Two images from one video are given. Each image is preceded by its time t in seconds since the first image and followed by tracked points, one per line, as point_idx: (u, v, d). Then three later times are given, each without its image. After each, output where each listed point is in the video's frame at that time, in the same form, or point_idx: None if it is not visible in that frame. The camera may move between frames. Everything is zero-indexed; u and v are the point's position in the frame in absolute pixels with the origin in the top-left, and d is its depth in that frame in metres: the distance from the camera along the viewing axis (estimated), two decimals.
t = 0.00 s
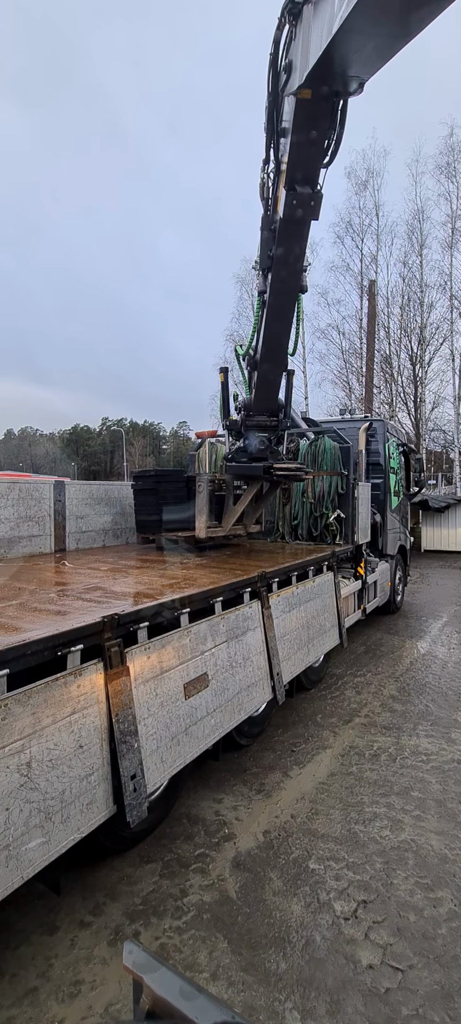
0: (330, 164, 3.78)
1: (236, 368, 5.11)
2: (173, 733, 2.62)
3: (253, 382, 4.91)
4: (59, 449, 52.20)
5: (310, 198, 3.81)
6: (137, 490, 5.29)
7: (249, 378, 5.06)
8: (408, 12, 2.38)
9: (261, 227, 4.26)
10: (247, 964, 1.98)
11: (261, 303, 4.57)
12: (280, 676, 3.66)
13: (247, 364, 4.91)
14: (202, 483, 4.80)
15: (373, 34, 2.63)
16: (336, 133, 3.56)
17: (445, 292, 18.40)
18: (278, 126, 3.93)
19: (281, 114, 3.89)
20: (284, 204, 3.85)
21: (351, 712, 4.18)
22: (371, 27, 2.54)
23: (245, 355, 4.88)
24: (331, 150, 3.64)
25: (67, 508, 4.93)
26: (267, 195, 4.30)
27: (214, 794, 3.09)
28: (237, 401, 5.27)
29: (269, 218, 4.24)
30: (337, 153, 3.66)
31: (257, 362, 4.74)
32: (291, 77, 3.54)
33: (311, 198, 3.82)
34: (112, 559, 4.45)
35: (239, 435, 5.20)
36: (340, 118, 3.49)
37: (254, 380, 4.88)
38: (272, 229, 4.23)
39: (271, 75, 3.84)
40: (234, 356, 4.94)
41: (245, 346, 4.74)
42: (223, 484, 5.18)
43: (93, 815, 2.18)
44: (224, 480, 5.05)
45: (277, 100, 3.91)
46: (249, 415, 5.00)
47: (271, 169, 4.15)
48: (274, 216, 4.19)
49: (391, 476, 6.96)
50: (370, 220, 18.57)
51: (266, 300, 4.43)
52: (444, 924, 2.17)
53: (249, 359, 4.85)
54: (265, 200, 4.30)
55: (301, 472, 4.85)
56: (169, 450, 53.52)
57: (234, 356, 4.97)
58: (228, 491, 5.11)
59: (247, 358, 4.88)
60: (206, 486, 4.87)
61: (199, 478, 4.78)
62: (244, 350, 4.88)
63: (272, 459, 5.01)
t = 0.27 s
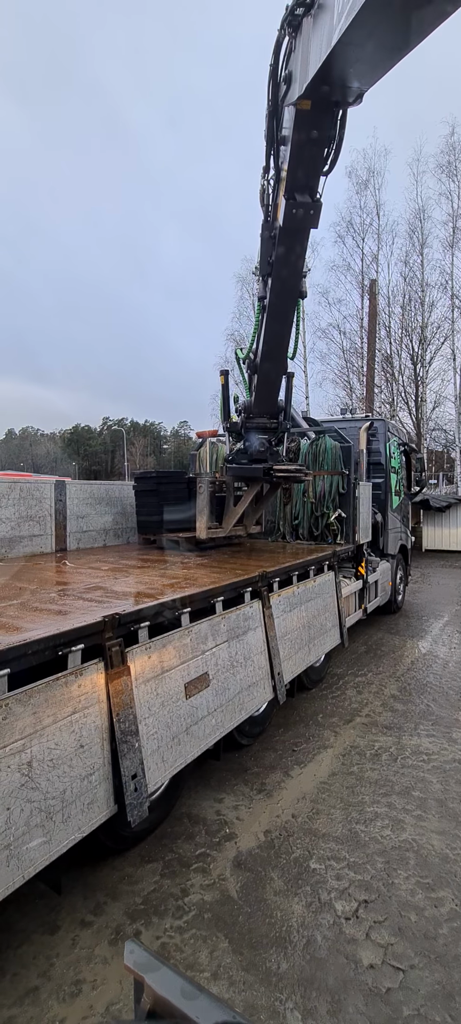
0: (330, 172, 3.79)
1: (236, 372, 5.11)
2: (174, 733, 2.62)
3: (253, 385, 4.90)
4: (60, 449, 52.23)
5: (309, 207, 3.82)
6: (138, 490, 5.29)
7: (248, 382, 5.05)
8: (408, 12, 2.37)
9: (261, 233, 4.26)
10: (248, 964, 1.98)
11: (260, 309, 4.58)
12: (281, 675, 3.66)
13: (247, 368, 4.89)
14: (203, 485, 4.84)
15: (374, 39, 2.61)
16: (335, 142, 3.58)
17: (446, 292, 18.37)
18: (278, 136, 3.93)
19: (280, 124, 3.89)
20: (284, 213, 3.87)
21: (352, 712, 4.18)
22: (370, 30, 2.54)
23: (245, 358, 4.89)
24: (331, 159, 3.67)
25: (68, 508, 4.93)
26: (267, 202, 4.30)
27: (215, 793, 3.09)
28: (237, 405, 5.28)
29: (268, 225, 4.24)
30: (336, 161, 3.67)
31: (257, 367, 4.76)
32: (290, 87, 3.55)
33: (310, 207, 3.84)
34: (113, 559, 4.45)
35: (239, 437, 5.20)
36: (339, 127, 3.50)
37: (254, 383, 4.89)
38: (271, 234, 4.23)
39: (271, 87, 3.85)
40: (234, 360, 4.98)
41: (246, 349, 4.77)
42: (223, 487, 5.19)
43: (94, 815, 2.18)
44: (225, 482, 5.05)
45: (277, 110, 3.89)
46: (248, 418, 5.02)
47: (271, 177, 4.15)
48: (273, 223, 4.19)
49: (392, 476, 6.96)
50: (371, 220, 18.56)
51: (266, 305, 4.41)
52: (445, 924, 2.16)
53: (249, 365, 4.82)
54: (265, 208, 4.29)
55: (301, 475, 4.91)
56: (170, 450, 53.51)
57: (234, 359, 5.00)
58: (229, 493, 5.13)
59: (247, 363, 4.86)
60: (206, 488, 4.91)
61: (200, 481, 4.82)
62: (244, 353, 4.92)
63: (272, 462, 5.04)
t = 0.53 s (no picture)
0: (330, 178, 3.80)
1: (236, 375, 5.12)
2: (174, 733, 2.62)
3: (253, 388, 4.92)
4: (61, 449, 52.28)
5: (309, 213, 3.86)
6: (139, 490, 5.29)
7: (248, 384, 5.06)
8: (408, 12, 2.37)
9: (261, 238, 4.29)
10: (249, 963, 1.98)
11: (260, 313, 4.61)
12: (282, 675, 3.66)
13: (248, 371, 4.89)
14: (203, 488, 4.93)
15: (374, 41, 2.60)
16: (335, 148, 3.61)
17: (447, 292, 18.36)
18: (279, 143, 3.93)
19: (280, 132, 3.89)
20: (283, 219, 3.90)
21: (353, 712, 4.18)
22: (370, 31, 2.54)
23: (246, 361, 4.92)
24: (331, 165, 3.70)
25: (69, 508, 4.94)
26: (268, 207, 4.30)
27: (215, 793, 3.09)
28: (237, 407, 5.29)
29: (268, 230, 4.25)
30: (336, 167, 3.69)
31: (257, 369, 4.78)
32: (291, 96, 3.56)
33: (310, 214, 3.88)
34: (114, 559, 4.45)
35: (239, 439, 5.19)
36: (339, 134, 3.52)
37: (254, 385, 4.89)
38: (271, 239, 4.24)
39: (272, 95, 3.85)
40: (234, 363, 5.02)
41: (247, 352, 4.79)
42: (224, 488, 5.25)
43: (94, 814, 2.18)
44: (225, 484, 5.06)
45: (277, 117, 3.89)
46: (249, 419, 5.03)
47: (271, 183, 4.16)
48: (273, 228, 4.20)
49: (393, 476, 6.95)
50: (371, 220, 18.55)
51: (266, 309, 4.44)
52: (446, 924, 2.16)
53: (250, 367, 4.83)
54: (265, 214, 4.30)
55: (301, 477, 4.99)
56: (171, 450, 53.46)
57: (235, 362, 5.04)
58: (229, 495, 5.23)
59: (247, 366, 4.87)
60: (207, 490, 4.99)
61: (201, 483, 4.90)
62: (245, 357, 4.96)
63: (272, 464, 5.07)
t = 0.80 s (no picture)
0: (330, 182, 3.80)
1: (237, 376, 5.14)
2: (176, 733, 2.62)
3: (254, 389, 4.93)
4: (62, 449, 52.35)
5: (310, 215, 3.87)
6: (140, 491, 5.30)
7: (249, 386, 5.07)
8: (409, 12, 2.37)
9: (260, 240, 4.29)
10: (250, 963, 1.98)
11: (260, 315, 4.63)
12: (283, 675, 3.67)
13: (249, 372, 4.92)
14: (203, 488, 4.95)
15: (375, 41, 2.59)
16: (336, 152, 3.60)
17: (448, 292, 18.34)
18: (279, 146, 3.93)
19: (280, 134, 3.90)
20: (283, 222, 3.92)
21: (354, 712, 4.18)
22: (371, 32, 2.53)
23: (247, 362, 4.93)
24: (331, 167, 3.67)
25: (70, 508, 4.94)
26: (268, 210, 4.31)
27: (217, 793, 3.09)
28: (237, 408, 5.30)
29: (268, 231, 4.26)
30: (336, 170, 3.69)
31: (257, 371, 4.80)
32: (291, 100, 3.57)
33: (310, 216, 3.89)
34: (115, 559, 4.45)
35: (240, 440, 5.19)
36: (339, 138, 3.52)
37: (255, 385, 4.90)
38: (271, 241, 4.25)
39: (272, 98, 3.85)
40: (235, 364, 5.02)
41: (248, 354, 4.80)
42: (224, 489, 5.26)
43: (96, 814, 2.18)
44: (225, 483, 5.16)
45: (277, 120, 3.90)
46: (250, 419, 5.03)
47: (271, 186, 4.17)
48: (273, 230, 4.21)
49: (394, 476, 6.95)
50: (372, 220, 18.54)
51: (267, 310, 4.45)
52: (447, 925, 2.16)
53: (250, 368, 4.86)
54: (265, 217, 4.31)
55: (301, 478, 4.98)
56: (172, 450, 53.47)
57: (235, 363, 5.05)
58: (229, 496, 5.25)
59: (247, 367, 4.89)
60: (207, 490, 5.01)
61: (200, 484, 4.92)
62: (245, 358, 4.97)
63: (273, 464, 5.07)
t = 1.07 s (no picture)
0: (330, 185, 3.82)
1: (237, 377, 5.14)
2: (177, 733, 2.62)
3: (253, 389, 4.94)
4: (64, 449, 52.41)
5: (309, 220, 3.90)
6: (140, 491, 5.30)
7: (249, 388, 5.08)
8: (409, 13, 2.36)
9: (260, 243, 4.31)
10: (252, 963, 1.98)
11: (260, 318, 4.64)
12: (284, 675, 3.67)
13: (249, 375, 4.93)
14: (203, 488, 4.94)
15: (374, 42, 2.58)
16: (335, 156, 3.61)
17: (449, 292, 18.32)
18: (279, 150, 3.93)
19: (280, 138, 3.90)
20: (283, 226, 3.94)
21: (356, 712, 4.18)
22: (371, 32, 2.52)
23: (247, 365, 4.93)
24: (331, 171, 3.69)
25: (72, 508, 4.94)
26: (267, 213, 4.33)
27: (219, 793, 3.10)
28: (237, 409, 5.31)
29: (268, 234, 4.27)
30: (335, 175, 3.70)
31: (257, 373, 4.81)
32: (290, 104, 3.57)
33: (309, 220, 3.91)
34: (116, 559, 4.45)
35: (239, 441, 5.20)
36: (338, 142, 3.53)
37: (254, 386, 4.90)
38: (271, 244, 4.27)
39: (271, 101, 3.84)
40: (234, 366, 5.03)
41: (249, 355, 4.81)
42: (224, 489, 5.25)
43: (98, 814, 2.19)
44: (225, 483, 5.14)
45: (277, 124, 3.90)
46: (249, 419, 5.03)
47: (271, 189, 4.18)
48: (273, 233, 4.23)
49: (396, 475, 6.95)
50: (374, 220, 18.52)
51: (266, 311, 4.46)
52: (449, 925, 2.16)
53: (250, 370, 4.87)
54: (265, 219, 4.32)
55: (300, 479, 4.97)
56: (174, 450, 53.48)
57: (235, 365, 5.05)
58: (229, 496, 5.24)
59: (247, 368, 4.91)
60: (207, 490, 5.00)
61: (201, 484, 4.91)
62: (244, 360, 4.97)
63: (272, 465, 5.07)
